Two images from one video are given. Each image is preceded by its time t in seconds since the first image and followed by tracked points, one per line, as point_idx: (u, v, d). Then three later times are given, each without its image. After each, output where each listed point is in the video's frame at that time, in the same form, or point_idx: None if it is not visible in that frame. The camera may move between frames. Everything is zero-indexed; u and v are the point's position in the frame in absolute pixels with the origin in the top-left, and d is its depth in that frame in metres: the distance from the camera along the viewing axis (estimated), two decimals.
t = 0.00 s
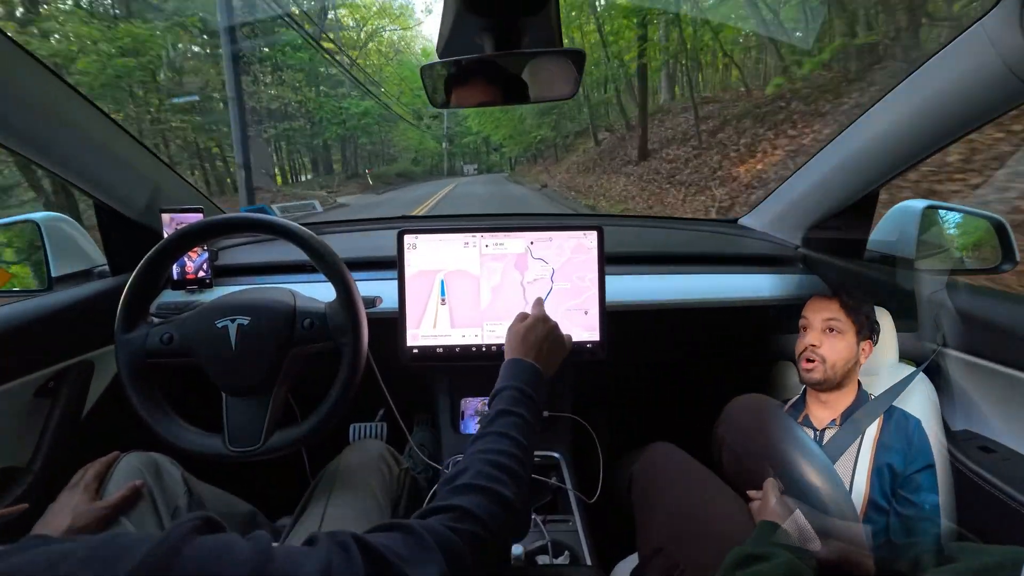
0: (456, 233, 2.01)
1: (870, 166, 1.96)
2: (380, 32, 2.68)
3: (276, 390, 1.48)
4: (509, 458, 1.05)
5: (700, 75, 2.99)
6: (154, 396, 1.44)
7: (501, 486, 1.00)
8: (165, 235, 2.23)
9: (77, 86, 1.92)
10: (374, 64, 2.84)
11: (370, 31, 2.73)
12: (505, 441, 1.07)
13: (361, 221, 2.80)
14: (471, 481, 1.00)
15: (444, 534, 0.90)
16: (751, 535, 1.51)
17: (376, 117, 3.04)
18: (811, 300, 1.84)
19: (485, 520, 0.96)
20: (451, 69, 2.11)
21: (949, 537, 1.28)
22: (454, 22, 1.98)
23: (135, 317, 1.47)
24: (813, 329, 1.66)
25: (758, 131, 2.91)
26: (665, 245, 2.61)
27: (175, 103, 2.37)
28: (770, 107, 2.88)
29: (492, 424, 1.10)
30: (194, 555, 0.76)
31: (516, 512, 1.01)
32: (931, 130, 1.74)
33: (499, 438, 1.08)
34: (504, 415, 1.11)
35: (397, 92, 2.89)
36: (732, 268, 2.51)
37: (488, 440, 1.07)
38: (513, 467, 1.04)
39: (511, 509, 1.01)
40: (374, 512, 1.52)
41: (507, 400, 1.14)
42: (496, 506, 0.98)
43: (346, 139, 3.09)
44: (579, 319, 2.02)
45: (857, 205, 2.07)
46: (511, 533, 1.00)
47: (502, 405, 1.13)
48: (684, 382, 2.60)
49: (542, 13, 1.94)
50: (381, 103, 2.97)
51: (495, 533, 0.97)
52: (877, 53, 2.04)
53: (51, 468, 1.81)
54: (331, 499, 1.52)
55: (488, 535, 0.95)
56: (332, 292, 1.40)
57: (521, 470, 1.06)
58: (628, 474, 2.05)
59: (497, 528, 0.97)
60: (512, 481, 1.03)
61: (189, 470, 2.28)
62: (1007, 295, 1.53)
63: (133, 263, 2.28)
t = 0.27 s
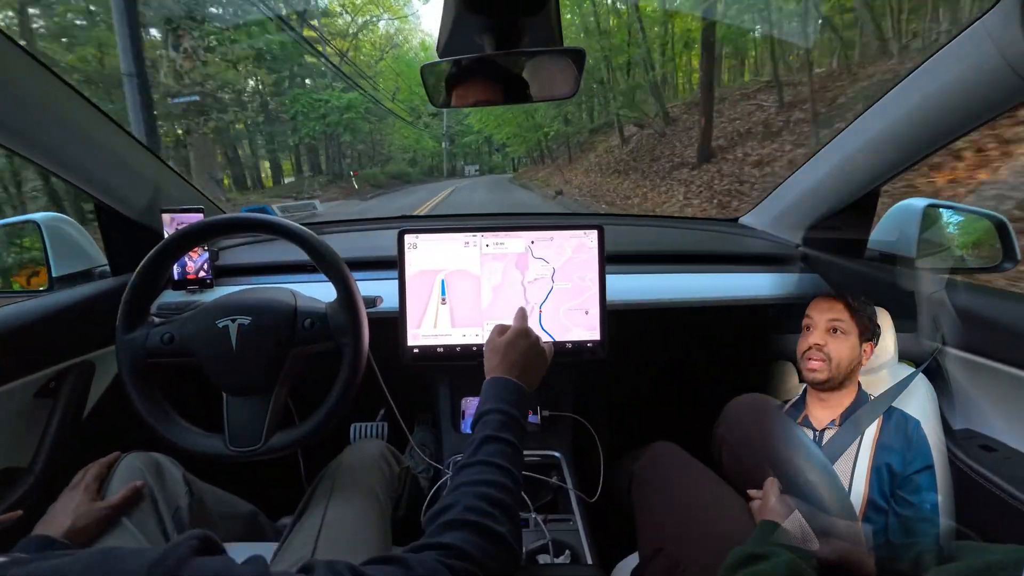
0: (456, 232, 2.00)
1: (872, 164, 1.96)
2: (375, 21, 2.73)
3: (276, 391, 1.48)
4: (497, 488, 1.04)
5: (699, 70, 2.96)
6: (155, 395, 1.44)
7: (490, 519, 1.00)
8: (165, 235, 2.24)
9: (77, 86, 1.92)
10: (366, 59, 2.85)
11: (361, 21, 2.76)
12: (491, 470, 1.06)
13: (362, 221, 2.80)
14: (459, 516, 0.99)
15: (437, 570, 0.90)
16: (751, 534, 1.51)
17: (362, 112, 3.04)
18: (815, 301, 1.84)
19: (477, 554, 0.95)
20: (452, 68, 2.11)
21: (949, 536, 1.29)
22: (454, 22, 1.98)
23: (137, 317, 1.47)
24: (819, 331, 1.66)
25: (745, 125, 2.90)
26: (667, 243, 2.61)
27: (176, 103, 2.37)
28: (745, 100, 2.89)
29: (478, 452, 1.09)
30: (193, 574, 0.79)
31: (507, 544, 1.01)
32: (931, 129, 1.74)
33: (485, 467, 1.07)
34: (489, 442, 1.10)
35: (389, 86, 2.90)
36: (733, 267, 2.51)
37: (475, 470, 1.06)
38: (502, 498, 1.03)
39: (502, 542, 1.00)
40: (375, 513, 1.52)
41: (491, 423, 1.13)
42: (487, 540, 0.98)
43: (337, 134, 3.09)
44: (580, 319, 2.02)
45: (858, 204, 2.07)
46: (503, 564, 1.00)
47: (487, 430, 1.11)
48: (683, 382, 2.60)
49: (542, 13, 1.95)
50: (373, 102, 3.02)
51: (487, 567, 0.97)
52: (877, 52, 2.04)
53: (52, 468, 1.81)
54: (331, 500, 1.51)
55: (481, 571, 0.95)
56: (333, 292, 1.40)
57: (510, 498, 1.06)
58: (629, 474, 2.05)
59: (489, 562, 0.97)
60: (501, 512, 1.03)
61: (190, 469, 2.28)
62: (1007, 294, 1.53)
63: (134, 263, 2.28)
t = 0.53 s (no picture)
0: (457, 233, 2.00)
1: (872, 164, 1.96)
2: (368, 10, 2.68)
3: (277, 391, 1.48)
4: (495, 491, 1.04)
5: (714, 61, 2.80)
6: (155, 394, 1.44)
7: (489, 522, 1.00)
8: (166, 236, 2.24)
9: (77, 87, 1.92)
10: (358, 50, 2.73)
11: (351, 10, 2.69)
12: (488, 473, 1.06)
13: (363, 222, 2.81)
14: (458, 519, 0.99)
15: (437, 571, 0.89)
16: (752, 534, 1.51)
17: (353, 111, 2.91)
18: (815, 300, 1.85)
19: (477, 558, 0.95)
20: (453, 69, 2.11)
21: (949, 536, 1.28)
22: (454, 22, 1.99)
23: (138, 316, 1.47)
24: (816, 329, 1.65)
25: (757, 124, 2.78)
26: (670, 243, 2.61)
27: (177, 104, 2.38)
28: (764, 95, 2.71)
29: (475, 454, 1.09)
30: (194, 571, 0.79)
31: (507, 547, 1.01)
32: (930, 130, 1.74)
33: (482, 470, 1.06)
34: (486, 444, 1.10)
35: (382, 77, 2.79)
36: (734, 267, 2.52)
37: (473, 473, 1.06)
38: (500, 501, 1.03)
39: (502, 546, 1.00)
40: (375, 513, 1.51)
41: (486, 425, 1.13)
42: (487, 545, 0.97)
43: (329, 127, 2.87)
44: (580, 319, 2.02)
45: (858, 204, 2.07)
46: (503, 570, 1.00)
47: (483, 432, 1.11)
48: (687, 382, 2.61)
49: (542, 13, 1.94)
50: (358, 92, 2.86)
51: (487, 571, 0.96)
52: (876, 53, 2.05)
53: (52, 468, 1.81)
54: (331, 501, 1.51)
55: None
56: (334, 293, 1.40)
57: (508, 500, 1.05)
58: (630, 474, 2.05)
59: (489, 566, 0.97)
60: (500, 515, 1.02)
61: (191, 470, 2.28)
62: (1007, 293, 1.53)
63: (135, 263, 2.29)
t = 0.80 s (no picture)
0: (457, 234, 2.00)
1: (872, 166, 1.96)
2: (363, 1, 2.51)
3: (278, 393, 1.48)
4: (496, 498, 1.03)
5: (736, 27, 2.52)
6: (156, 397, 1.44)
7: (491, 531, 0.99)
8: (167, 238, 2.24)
9: (78, 89, 1.92)
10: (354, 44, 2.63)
11: None
12: (489, 477, 1.05)
13: (363, 223, 2.82)
14: (459, 532, 0.98)
15: None
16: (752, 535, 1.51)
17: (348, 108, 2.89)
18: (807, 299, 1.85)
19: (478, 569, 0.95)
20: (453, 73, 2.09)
21: (948, 536, 1.29)
22: (454, 23, 2.00)
23: (139, 319, 1.47)
24: (810, 329, 1.65)
25: (765, 123, 2.70)
26: (670, 244, 2.61)
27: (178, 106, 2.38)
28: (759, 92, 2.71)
29: (478, 459, 1.07)
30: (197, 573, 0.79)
31: (512, 553, 1.00)
32: (930, 131, 1.75)
33: (485, 476, 1.05)
34: (489, 446, 1.08)
35: (374, 70, 2.74)
36: (733, 268, 2.52)
37: (474, 481, 1.05)
38: (502, 508, 1.02)
39: (506, 553, 0.99)
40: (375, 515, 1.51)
41: (489, 425, 1.11)
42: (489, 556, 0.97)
43: (325, 127, 2.87)
44: (580, 321, 2.02)
45: (858, 205, 2.07)
46: None
47: (485, 434, 1.09)
48: (685, 382, 2.60)
49: (543, 15, 1.95)
50: (344, 86, 2.80)
51: None
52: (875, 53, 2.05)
53: (53, 471, 1.81)
54: (332, 502, 1.51)
55: None
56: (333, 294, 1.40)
57: (512, 504, 1.04)
58: (630, 475, 2.05)
59: None
60: (503, 522, 1.01)
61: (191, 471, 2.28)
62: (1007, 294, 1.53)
63: (136, 265, 2.29)
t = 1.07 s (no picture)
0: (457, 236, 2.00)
1: (872, 167, 1.96)
2: None
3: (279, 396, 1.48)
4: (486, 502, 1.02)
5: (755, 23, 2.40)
6: (157, 399, 1.44)
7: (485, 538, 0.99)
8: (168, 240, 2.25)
9: (78, 92, 1.93)
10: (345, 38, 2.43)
11: None
12: (479, 481, 1.04)
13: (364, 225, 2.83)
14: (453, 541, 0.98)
15: None
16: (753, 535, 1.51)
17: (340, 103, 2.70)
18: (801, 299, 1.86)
19: None
20: (453, 75, 2.11)
21: (949, 536, 1.29)
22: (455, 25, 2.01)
23: (140, 320, 1.47)
24: (806, 330, 1.66)
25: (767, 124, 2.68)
26: (670, 245, 2.61)
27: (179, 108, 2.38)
28: (777, 87, 2.53)
29: (467, 462, 1.06)
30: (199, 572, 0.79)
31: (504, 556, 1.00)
32: (929, 133, 1.75)
33: (473, 478, 1.04)
34: (476, 449, 1.07)
35: (366, 61, 2.49)
36: (734, 269, 2.52)
37: (463, 485, 1.04)
38: (493, 511, 1.02)
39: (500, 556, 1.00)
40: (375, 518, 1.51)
41: (473, 427, 1.08)
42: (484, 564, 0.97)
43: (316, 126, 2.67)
44: (581, 323, 2.02)
45: (859, 206, 2.07)
46: None
47: (470, 437, 1.07)
48: (684, 382, 2.60)
49: (543, 17, 1.98)
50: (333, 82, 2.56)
51: None
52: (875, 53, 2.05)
53: (54, 474, 1.80)
54: (333, 505, 1.51)
55: None
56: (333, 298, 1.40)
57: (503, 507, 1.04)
58: (631, 477, 2.04)
59: None
60: (494, 526, 1.01)
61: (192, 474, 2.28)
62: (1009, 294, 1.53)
63: (137, 267, 2.30)
